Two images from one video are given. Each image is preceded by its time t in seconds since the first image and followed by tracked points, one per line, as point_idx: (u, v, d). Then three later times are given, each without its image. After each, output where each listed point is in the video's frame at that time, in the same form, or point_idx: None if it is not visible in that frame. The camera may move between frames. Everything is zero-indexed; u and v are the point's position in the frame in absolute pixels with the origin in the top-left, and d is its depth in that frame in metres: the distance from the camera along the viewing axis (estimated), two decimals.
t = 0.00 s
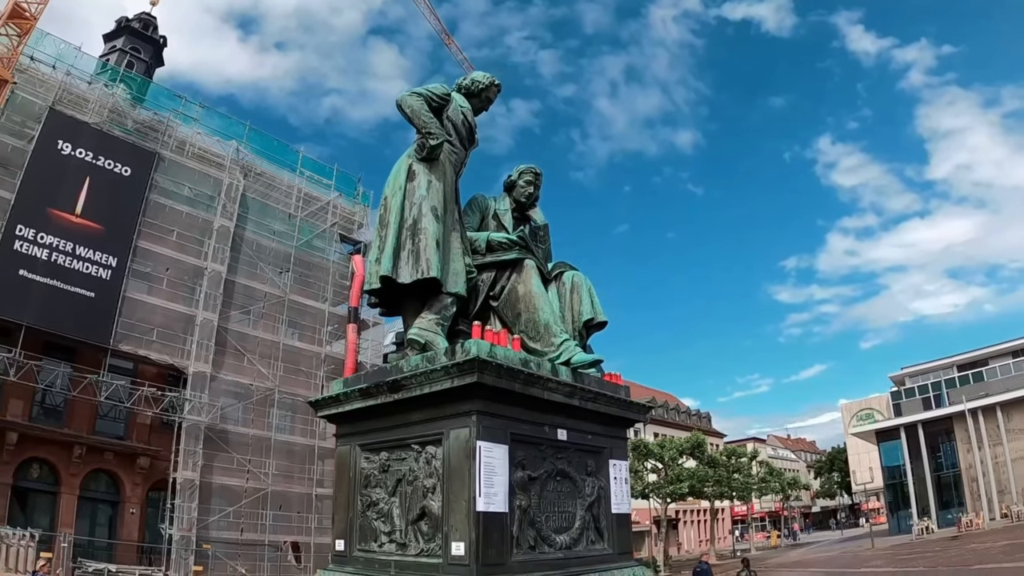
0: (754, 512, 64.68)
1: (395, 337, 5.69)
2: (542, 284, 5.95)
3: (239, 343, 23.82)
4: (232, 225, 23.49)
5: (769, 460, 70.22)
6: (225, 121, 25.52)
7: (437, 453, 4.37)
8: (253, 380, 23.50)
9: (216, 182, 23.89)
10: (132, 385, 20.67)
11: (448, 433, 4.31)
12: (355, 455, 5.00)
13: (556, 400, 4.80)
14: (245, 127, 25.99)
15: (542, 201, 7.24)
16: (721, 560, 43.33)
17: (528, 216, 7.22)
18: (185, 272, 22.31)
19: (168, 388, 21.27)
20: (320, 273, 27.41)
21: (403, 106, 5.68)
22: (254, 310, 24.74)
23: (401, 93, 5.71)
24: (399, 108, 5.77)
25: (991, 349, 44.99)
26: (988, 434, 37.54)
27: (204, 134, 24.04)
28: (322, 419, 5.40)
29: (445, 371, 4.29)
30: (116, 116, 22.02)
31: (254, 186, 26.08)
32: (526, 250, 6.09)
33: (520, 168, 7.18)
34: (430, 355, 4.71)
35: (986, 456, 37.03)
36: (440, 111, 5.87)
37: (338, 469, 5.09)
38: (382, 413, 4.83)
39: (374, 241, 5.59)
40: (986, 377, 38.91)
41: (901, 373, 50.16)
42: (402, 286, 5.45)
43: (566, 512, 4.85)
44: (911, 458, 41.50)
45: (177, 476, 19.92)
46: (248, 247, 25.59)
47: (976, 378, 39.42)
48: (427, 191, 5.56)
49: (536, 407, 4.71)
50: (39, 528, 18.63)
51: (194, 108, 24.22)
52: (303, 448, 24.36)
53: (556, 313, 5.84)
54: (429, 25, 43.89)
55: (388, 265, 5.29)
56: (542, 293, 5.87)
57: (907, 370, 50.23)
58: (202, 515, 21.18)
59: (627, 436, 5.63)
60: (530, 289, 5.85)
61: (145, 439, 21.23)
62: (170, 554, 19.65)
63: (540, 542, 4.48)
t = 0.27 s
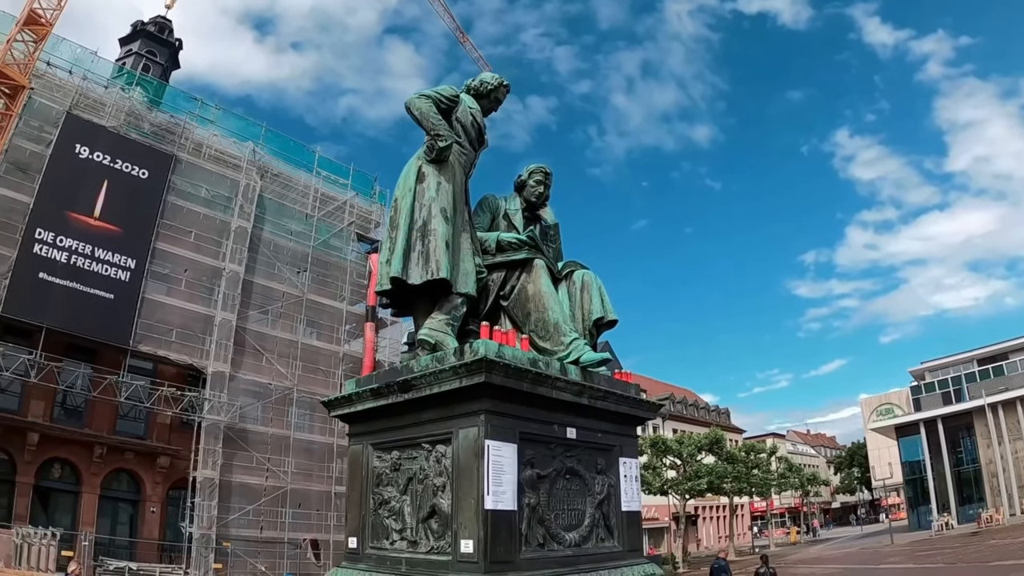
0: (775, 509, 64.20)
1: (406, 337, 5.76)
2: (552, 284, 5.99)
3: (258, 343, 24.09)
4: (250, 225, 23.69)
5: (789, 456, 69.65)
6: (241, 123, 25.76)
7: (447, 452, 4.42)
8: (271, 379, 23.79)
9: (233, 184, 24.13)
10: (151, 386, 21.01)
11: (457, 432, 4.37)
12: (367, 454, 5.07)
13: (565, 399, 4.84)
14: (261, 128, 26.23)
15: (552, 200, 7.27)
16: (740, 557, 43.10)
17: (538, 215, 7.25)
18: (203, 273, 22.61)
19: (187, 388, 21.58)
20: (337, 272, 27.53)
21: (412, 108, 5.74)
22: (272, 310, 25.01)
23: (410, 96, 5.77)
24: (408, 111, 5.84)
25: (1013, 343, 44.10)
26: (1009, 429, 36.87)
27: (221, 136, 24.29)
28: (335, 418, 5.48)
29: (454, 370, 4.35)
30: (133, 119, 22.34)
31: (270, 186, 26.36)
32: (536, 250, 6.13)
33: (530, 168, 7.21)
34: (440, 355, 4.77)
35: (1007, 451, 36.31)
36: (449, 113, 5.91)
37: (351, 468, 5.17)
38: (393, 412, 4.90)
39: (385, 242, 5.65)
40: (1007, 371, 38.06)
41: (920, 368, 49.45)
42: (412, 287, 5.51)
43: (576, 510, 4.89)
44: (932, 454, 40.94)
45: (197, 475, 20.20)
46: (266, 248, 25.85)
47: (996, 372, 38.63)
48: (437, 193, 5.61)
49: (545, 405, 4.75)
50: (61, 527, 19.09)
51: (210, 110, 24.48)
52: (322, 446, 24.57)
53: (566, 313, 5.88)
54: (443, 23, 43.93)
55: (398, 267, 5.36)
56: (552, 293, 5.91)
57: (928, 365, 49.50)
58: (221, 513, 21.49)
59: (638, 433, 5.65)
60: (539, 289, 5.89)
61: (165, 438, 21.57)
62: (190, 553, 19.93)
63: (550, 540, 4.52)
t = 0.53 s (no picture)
0: (791, 506, 63.79)
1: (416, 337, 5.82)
2: (559, 283, 6.02)
3: (273, 342, 24.30)
4: (263, 224, 23.84)
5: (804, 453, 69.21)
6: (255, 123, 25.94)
7: (455, 451, 4.48)
8: (286, 377, 24.00)
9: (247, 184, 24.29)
10: (167, 385, 21.30)
11: (464, 431, 4.42)
12: (377, 453, 5.13)
13: (572, 398, 4.87)
14: (273, 128, 26.41)
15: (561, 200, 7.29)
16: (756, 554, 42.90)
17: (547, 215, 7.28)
18: (217, 273, 22.85)
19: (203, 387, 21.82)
20: (351, 271, 27.69)
21: (419, 110, 5.80)
22: (286, 309, 25.22)
23: (418, 98, 5.83)
24: (416, 112, 5.89)
25: None
26: None
27: (234, 136, 24.48)
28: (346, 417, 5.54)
29: (461, 370, 4.40)
30: (147, 121, 22.60)
31: (284, 186, 26.56)
32: (544, 249, 6.16)
33: (538, 167, 7.24)
34: (448, 355, 4.82)
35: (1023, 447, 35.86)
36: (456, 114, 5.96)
37: (361, 467, 5.23)
38: (402, 411, 4.96)
39: (394, 243, 5.71)
40: None
41: (936, 363, 48.91)
42: (421, 287, 5.56)
43: (583, 508, 4.92)
44: (947, 450, 40.50)
45: (212, 473, 20.40)
46: (280, 247, 26.09)
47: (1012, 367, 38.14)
48: (444, 194, 5.66)
49: (552, 404, 4.79)
50: (78, 525, 19.41)
51: (223, 111, 24.69)
52: (337, 444, 24.72)
53: (573, 312, 5.92)
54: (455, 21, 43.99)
55: (407, 268, 5.42)
56: (560, 292, 5.95)
57: (944, 360, 48.94)
58: (237, 511, 21.70)
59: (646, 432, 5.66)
60: (547, 288, 5.93)
61: (180, 437, 21.84)
62: (206, 550, 20.16)
63: (556, 538, 4.56)
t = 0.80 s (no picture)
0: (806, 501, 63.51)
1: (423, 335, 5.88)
2: (565, 282, 6.05)
3: (286, 339, 24.52)
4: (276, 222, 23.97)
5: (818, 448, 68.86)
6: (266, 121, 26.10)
7: (461, 449, 4.53)
8: (299, 374, 24.21)
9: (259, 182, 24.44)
10: (181, 382, 21.56)
11: (470, 429, 4.47)
12: (385, 451, 5.20)
13: (577, 396, 4.91)
14: (285, 126, 26.56)
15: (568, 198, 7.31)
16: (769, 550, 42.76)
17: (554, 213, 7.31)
18: (231, 271, 23.09)
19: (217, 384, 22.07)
20: (365, 268, 27.84)
21: (426, 110, 5.84)
22: (299, 306, 25.42)
23: (424, 99, 5.87)
24: (422, 113, 5.94)
25: None
26: None
27: (246, 135, 24.65)
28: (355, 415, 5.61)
29: (466, 369, 4.45)
30: (159, 120, 22.82)
31: (296, 184, 26.75)
32: (550, 248, 6.20)
33: (545, 166, 7.26)
34: (454, 354, 4.87)
35: None
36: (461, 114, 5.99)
37: (370, 464, 5.30)
38: (409, 409, 5.02)
39: (401, 242, 5.76)
40: None
41: (952, 358, 48.43)
42: (428, 286, 5.61)
43: (588, 505, 4.97)
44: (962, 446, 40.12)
45: (227, 470, 20.63)
46: (293, 245, 26.31)
47: None
48: (451, 194, 5.71)
49: (557, 403, 4.83)
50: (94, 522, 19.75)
51: (235, 109, 24.84)
52: (350, 440, 24.91)
53: (579, 310, 5.95)
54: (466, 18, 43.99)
55: (413, 267, 5.48)
56: (565, 291, 5.99)
57: (959, 355, 48.46)
58: (251, 507, 21.96)
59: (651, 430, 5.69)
60: (553, 287, 5.97)
61: (195, 434, 22.08)
62: (221, 545, 20.43)
63: (561, 535, 4.61)
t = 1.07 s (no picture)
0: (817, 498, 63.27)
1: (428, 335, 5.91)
2: (568, 281, 6.08)
3: (296, 338, 24.66)
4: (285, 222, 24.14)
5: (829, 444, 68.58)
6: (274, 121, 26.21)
7: (464, 448, 4.57)
8: (309, 373, 24.35)
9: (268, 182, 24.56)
10: (191, 382, 21.75)
11: (473, 428, 4.51)
12: (390, 450, 5.25)
13: (579, 395, 4.93)
14: (293, 126, 26.67)
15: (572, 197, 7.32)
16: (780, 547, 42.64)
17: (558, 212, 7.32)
18: (240, 271, 23.26)
19: (227, 383, 22.26)
20: (373, 267, 27.94)
21: (428, 111, 5.88)
22: (309, 305, 25.55)
23: (427, 100, 5.91)
24: (425, 114, 5.97)
25: None
26: None
27: (255, 135, 24.77)
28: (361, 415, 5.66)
29: (468, 369, 4.49)
30: (167, 122, 22.97)
31: (305, 184, 26.88)
32: (554, 248, 6.22)
33: (549, 165, 7.28)
34: (457, 353, 4.90)
35: None
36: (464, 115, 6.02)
37: (375, 464, 5.35)
38: (413, 409, 5.07)
39: (405, 243, 5.81)
40: None
41: (963, 353, 48.06)
42: (432, 287, 5.65)
43: (592, 503, 5.00)
44: (973, 442, 39.83)
45: (237, 469, 20.80)
46: (302, 244, 26.40)
47: None
48: (454, 194, 5.74)
49: (560, 401, 4.86)
50: (105, 521, 19.95)
51: (243, 110, 24.96)
52: (360, 439, 25.04)
53: (582, 310, 5.98)
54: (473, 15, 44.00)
55: (417, 268, 5.51)
56: (569, 290, 6.02)
57: (971, 350, 48.09)
58: (262, 505, 22.14)
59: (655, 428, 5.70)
60: (556, 287, 6.00)
61: (205, 433, 22.27)
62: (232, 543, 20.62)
63: (564, 533, 4.65)
